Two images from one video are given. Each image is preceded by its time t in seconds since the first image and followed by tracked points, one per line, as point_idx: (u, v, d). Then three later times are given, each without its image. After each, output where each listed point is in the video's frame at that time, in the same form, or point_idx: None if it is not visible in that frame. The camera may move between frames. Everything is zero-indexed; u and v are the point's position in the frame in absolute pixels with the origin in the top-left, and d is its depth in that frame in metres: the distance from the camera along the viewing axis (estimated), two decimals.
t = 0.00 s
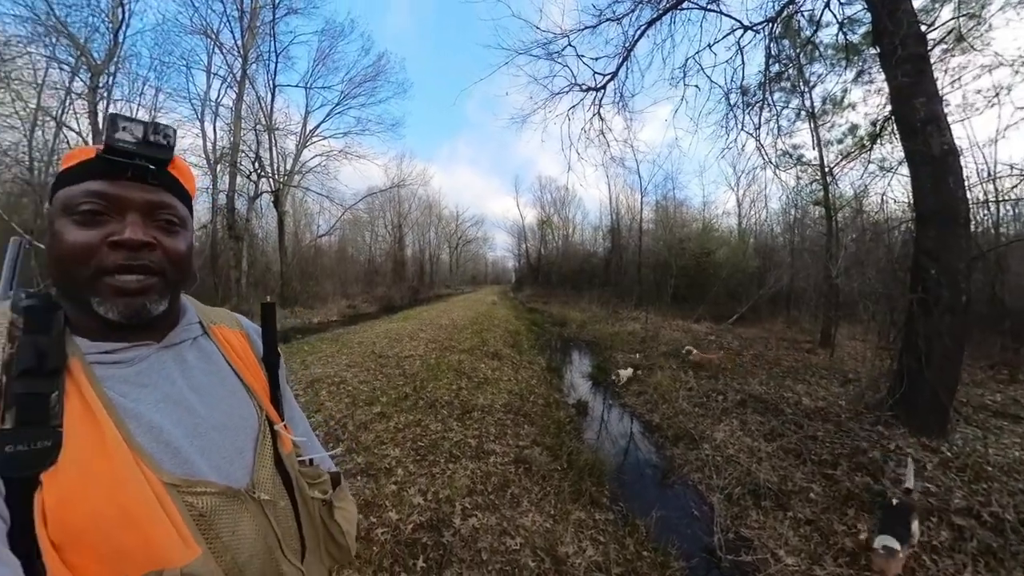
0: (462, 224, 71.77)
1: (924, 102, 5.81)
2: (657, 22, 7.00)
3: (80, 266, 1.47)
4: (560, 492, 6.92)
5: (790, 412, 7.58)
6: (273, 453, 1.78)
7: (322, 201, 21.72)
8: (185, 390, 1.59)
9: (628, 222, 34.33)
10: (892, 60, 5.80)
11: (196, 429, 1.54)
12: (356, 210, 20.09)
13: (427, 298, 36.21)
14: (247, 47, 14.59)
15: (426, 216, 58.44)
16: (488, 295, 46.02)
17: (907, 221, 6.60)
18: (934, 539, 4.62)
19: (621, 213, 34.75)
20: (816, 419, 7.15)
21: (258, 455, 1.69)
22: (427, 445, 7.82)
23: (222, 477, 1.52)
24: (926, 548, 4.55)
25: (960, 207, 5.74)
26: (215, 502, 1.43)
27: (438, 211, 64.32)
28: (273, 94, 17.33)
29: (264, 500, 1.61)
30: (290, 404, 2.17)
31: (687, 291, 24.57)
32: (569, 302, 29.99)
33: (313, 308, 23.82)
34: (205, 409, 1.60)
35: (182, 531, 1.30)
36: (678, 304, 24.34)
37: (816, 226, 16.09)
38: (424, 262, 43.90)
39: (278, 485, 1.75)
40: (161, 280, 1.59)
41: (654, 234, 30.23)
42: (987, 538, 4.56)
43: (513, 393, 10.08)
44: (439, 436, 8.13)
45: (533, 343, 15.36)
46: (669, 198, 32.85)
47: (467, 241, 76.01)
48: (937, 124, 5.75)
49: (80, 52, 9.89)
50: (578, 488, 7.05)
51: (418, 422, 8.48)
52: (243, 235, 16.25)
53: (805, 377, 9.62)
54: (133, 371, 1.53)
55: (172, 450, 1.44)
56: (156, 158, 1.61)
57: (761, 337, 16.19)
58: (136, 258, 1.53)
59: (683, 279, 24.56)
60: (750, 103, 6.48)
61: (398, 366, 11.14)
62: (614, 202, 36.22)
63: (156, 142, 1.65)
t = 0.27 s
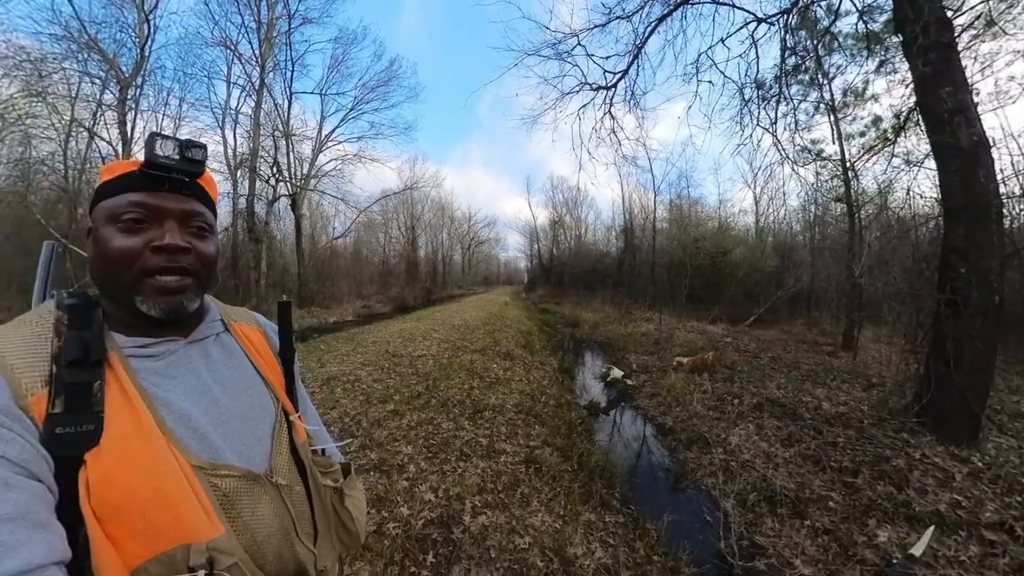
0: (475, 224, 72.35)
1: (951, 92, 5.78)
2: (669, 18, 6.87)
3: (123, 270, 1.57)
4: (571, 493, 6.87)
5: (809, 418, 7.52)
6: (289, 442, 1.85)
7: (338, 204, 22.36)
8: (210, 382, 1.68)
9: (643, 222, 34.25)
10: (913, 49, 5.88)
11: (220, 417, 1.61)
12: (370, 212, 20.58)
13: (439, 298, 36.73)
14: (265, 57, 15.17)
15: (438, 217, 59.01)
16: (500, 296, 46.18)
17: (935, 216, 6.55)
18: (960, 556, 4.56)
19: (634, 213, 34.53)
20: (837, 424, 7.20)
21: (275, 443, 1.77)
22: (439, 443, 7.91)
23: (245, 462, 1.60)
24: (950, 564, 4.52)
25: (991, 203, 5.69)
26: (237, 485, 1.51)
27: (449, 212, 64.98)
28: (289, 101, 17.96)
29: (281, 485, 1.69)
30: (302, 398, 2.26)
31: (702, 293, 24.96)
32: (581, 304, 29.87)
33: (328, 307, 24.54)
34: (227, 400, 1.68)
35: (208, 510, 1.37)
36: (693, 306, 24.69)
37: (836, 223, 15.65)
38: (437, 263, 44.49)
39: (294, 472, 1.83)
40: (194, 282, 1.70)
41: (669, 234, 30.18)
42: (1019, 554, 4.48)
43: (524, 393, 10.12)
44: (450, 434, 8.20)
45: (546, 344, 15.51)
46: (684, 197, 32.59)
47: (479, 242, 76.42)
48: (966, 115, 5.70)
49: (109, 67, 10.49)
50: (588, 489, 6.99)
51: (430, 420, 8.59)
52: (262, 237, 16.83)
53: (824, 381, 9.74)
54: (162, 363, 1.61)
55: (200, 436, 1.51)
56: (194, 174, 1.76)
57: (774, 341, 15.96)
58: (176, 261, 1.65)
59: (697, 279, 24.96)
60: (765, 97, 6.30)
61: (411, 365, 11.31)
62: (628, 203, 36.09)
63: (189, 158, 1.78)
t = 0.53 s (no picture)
0: (487, 225, 72.86)
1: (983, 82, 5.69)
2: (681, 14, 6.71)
3: (161, 280, 1.65)
4: (582, 497, 6.78)
5: (830, 426, 7.45)
6: (305, 439, 1.91)
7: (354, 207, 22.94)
8: (233, 382, 1.74)
9: (657, 222, 34.05)
10: (940, 37, 5.87)
11: (241, 415, 1.68)
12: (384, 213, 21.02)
13: (452, 299, 37.17)
14: (282, 65, 15.72)
15: (449, 219, 59.54)
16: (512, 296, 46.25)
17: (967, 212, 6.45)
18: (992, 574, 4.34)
19: (648, 213, 34.34)
20: (859, 433, 7.05)
21: (292, 440, 1.83)
22: (451, 443, 7.98)
23: (265, 458, 1.67)
24: None
25: None
26: (257, 480, 1.59)
27: (461, 213, 65.66)
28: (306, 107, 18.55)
29: (297, 481, 1.75)
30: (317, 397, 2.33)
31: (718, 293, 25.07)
32: (594, 307, 29.67)
33: (343, 308, 25.18)
34: (248, 399, 1.75)
35: (231, 504, 1.45)
36: (709, 307, 24.90)
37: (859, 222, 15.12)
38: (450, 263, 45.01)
39: (309, 469, 1.90)
40: (225, 291, 1.79)
41: (685, 235, 30.02)
42: None
43: (537, 394, 10.13)
44: (462, 435, 8.26)
45: (558, 345, 15.60)
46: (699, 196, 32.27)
47: (490, 242, 76.79)
48: (1000, 105, 5.60)
49: (135, 80, 11.07)
50: (600, 493, 6.89)
51: (442, 420, 8.67)
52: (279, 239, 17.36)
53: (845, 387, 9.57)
54: (188, 363, 1.67)
55: (223, 434, 1.58)
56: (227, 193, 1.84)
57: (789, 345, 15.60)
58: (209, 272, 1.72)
59: (714, 279, 25.17)
60: (784, 91, 6.07)
61: (424, 365, 11.46)
62: (641, 204, 35.97)
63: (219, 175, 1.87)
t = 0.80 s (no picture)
0: (499, 225, 73.09)
1: None
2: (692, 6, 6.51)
3: (187, 286, 1.72)
4: (593, 501, 6.69)
5: (853, 433, 7.33)
6: (318, 441, 1.96)
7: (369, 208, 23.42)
8: (250, 384, 1.80)
9: (673, 220, 33.48)
10: (976, 21, 5.53)
11: (256, 417, 1.73)
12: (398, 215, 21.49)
13: (464, 299, 37.48)
14: (297, 70, 16.25)
15: (461, 219, 59.94)
16: (524, 296, 46.22)
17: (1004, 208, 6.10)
18: None
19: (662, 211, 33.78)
20: (886, 441, 6.98)
21: (305, 442, 1.88)
22: (463, 443, 8.02)
23: (278, 459, 1.73)
24: None
25: None
26: (270, 481, 1.63)
27: (474, 214, 66.10)
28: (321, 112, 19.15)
29: (309, 482, 1.80)
30: (331, 398, 2.38)
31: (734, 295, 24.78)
32: (607, 308, 29.25)
33: (357, 307, 25.72)
34: (264, 400, 1.80)
35: (244, 503, 1.50)
36: (723, 308, 24.62)
37: (886, 218, 14.49)
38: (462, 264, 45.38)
39: (322, 469, 1.95)
40: (247, 296, 1.86)
41: (701, 233, 29.50)
42: None
43: (549, 395, 10.10)
44: (475, 435, 8.30)
45: (570, 346, 15.56)
46: (715, 194, 31.63)
47: (503, 242, 76.99)
48: None
49: (160, 90, 11.58)
50: (612, 497, 6.80)
51: (455, 420, 8.73)
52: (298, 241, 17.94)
53: (871, 393, 9.48)
54: (207, 366, 1.74)
55: (239, 435, 1.63)
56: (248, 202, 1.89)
57: (808, 349, 15.12)
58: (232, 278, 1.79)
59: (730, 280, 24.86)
60: (804, 82, 5.79)
61: (438, 365, 11.56)
62: (655, 203, 35.55)
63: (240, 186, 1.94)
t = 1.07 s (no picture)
0: (512, 225, 73.19)
1: None
2: None
3: (214, 286, 1.77)
4: (604, 503, 6.61)
5: (877, 439, 7.20)
6: (334, 436, 1.98)
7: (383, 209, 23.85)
8: (268, 380, 1.83)
9: (689, 218, 32.87)
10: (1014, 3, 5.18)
11: (274, 412, 1.76)
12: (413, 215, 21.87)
13: (476, 298, 37.73)
14: (312, 76, 16.71)
15: (473, 219, 60.23)
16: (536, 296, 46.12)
17: None
18: None
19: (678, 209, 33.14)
20: (912, 449, 6.88)
21: (321, 437, 1.90)
22: (475, 442, 8.06)
23: (294, 453, 1.74)
24: None
25: None
26: (287, 474, 1.65)
27: (486, 213, 66.39)
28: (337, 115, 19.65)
29: (324, 476, 1.81)
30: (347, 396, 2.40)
31: (752, 295, 24.34)
32: (620, 308, 28.83)
33: (371, 306, 26.24)
34: (282, 396, 1.83)
35: (261, 496, 1.52)
36: (741, 308, 24.22)
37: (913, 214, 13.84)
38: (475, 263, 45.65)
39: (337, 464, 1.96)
40: (270, 294, 1.90)
41: (717, 231, 28.94)
42: None
43: (561, 395, 10.07)
44: (487, 433, 8.34)
45: (583, 346, 15.48)
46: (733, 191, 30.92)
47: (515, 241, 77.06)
48: None
49: (182, 98, 12.10)
50: (625, 499, 6.71)
51: (467, 419, 8.79)
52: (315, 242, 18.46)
53: (898, 398, 9.39)
54: (229, 362, 1.78)
55: (258, 428, 1.67)
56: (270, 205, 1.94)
57: (829, 351, 14.63)
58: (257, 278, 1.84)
59: (747, 279, 24.48)
60: (824, 73, 5.52)
61: (450, 363, 11.66)
62: (670, 201, 35.08)
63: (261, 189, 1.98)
